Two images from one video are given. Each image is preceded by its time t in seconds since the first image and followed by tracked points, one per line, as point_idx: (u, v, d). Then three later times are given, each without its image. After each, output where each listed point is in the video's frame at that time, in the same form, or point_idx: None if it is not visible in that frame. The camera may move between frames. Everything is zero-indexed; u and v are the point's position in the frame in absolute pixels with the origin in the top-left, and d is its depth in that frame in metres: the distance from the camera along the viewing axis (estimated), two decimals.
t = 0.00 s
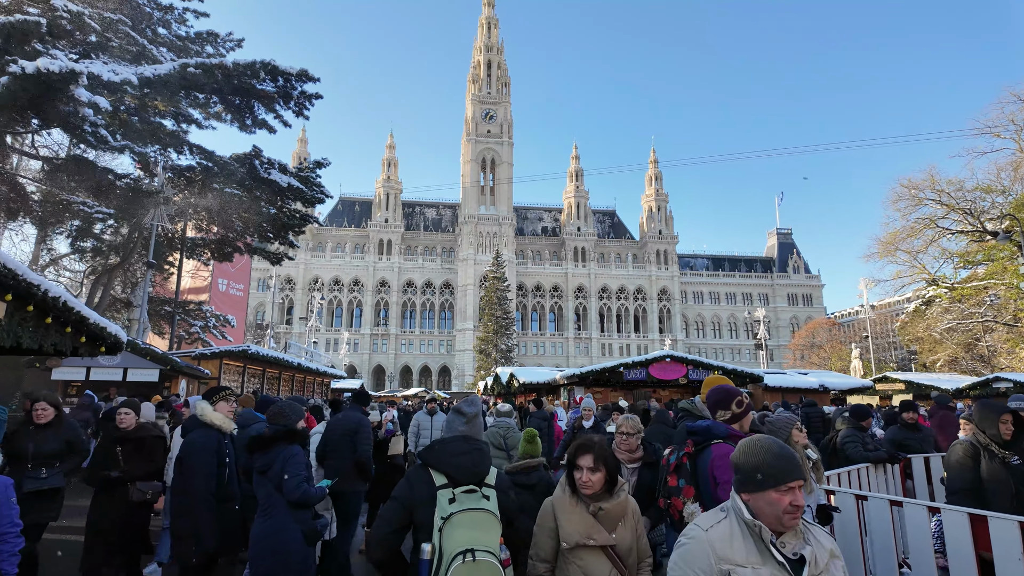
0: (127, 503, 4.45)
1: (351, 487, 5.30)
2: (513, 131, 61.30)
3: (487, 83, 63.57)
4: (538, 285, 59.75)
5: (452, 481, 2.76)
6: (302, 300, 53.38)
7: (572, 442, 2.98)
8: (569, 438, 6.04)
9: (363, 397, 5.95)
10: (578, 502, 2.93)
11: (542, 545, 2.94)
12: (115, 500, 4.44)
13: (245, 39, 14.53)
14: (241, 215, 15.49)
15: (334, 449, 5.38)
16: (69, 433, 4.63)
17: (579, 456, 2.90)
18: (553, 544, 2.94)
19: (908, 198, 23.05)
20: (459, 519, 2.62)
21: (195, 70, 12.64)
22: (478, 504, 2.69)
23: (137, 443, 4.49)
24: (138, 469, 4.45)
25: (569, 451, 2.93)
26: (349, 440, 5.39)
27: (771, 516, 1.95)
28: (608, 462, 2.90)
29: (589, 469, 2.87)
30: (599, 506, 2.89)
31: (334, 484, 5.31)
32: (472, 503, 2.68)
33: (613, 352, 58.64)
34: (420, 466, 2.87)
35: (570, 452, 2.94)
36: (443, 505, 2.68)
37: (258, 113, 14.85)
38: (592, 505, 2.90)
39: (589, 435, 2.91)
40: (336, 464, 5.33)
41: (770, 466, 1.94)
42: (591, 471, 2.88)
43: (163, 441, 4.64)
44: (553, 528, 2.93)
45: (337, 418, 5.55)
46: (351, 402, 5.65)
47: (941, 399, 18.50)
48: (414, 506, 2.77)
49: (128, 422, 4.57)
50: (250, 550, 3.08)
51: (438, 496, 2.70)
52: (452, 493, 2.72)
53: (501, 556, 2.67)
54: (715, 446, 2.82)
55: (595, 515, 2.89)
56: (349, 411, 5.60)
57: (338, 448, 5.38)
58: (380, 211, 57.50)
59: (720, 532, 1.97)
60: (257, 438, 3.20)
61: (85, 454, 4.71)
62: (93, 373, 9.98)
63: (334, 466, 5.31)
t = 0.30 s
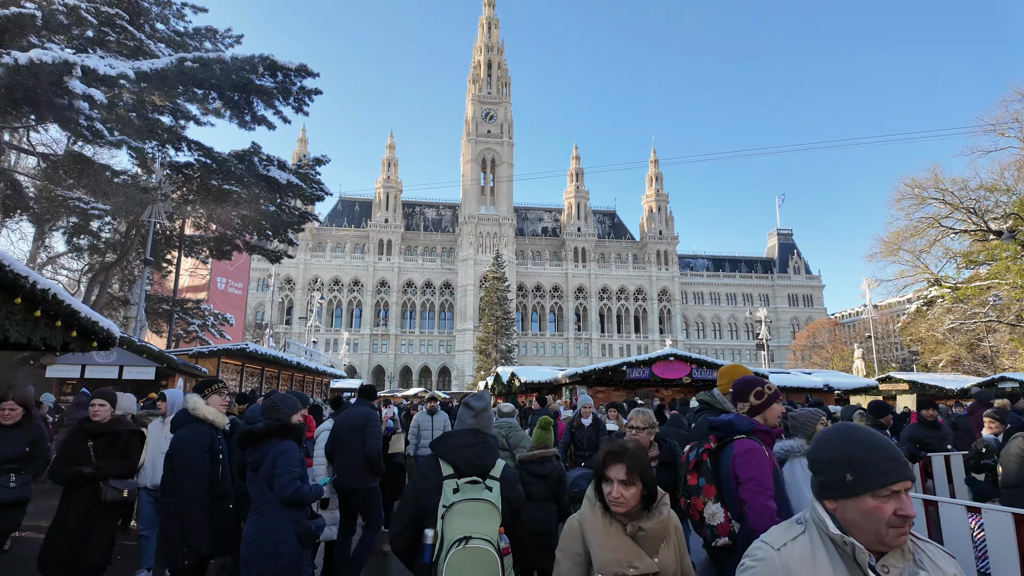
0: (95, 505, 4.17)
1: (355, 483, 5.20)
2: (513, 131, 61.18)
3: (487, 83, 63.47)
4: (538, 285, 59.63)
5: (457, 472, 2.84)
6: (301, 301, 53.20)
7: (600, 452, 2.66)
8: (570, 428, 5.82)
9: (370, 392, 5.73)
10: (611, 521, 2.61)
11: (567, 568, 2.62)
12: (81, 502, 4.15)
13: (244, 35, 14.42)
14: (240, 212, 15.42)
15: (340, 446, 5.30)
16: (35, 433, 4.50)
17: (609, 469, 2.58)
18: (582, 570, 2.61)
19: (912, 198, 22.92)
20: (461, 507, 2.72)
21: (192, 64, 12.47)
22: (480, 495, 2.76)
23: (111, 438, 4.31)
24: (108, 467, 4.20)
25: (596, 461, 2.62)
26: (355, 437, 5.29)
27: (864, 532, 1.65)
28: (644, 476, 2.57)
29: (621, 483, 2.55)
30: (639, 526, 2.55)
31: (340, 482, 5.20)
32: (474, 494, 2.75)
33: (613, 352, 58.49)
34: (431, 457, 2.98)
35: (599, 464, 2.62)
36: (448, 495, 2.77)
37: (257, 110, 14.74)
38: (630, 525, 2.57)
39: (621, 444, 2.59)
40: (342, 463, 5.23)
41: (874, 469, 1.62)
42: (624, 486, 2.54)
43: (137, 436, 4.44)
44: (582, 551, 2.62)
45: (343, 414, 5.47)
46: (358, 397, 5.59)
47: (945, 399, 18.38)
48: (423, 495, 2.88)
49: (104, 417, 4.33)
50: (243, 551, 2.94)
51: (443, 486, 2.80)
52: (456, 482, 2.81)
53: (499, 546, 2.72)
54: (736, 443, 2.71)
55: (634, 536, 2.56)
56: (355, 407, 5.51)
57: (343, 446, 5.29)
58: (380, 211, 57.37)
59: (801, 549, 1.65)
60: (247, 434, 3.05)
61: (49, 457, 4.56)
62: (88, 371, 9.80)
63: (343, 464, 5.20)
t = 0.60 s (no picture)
0: (72, 520, 3.82)
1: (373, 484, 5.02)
2: (514, 130, 61.04)
3: (488, 83, 63.28)
4: (539, 285, 59.45)
5: (481, 466, 2.99)
6: (302, 300, 53.01)
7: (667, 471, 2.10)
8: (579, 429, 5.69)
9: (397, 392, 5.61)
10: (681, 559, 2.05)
11: None
12: (56, 515, 3.79)
13: (244, 30, 14.27)
14: (240, 210, 15.32)
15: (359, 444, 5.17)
16: None
17: (684, 493, 2.02)
18: None
19: (917, 196, 22.74)
20: (485, 499, 2.86)
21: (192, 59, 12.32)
22: (504, 487, 2.91)
23: (90, 447, 3.90)
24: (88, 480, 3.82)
25: (665, 484, 2.06)
26: (377, 435, 5.17)
27: None
28: (728, 502, 2.04)
29: (699, 510, 2.01)
30: (714, 558, 2.00)
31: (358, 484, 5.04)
32: (498, 486, 2.90)
33: (614, 353, 58.25)
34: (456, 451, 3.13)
35: (670, 487, 2.05)
36: (472, 487, 2.91)
37: (258, 106, 14.62)
38: (703, 555, 2.02)
39: (700, 460, 2.05)
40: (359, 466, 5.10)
41: None
42: (702, 515, 2.02)
43: (120, 444, 4.02)
44: None
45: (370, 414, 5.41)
46: (383, 398, 5.54)
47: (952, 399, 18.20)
48: (448, 488, 3.04)
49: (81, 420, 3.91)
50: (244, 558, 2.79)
51: (469, 478, 2.95)
52: (483, 476, 2.95)
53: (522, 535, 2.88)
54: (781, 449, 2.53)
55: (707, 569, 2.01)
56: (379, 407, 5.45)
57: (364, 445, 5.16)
58: (381, 210, 57.25)
59: None
60: (245, 436, 2.89)
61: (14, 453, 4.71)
62: (86, 370, 9.61)
63: (361, 464, 5.07)
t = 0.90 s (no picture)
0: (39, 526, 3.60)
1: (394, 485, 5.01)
2: (514, 130, 60.90)
3: (488, 82, 63.11)
4: (539, 285, 59.30)
5: (488, 459, 3.10)
6: (301, 300, 52.84)
7: (765, 481, 1.87)
8: (586, 428, 5.53)
9: (415, 388, 5.47)
10: None
11: None
12: (19, 523, 3.57)
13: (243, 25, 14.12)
14: (239, 206, 15.21)
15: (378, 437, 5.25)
16: None
17: (785, 516, 1.78)
18: None
19: (920, 194, 22.59)
20: (489, 490, 2.93)
21: (190, 54, 12.16)
22: (508, 479, 2.97)
23: (56, 444, 3.69)
24: (58, 480, 3.62)
25: (760, 504, 1.83)
26: (398, 436, 5.18)
27: None
28: (838, 528, 1.79)
29: (802, 537, 1.78)
30: None
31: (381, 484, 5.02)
32: (502, 477, 2.98)
33: (615, 352, 58.12)
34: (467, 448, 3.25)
35: (767, 507, 1.82)
36: (479, 479, 3.01)
37: (257, 102, 14.51)
38: None
39: (805, 478, 1.78)
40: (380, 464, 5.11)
41: None
42: (809, 547, 1.78)
43: (91, 439, 3.85)
44: None
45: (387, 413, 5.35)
46: (404, 396, 5.45)
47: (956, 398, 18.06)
48: (461, 480, 3.16)
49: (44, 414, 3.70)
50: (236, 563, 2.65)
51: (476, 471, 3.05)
52: (488, 469, 3.04)
53: (525, 523, 2.92)
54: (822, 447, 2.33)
55: None
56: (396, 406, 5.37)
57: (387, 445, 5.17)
58: (381, 210, 57.08)
59: None
60: (237, 434, 2.74)
61: None
62: (82, 368, 9.44)
63: (384, 462, 5.09)
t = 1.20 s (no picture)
0: None
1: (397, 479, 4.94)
2: (513, 128, 60.69)
3: (487, 80, 62.87)
4: (538, 283, 59.13)
5: (499, 449, 3.21)
6: (300, 299, 52.63)
7: (938, 466, 1.23)
8: (590, 424, 5.37)
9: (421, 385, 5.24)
10: None
11: None
12: None
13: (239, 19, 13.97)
14: (235, 203, 15.00)
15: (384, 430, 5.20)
16: None
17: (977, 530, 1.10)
18: None
19: (922, 191, 22.44)
20: (492, 478, 3.04)
21: (184, 47, 12.02)
22: (510, 467, 3.06)
23: None
24: None
25: (938, 511, 1.14)
26: (408, 435, 5.08)
27: None
28: None
29: (1008, 564, 1.08)
30: None
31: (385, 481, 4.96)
32: (506, 466, 3.07)
33: (614, 351, 58.00)
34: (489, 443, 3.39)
35: (946, 513, 1.15)
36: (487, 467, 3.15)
37: (253, 98, 14.32)
38: None
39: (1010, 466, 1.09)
40: (389, 463, 5.01)
41: None
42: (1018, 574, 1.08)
43: (34, 446, 3.30)
44: None
45: (397, 411, 5.22)
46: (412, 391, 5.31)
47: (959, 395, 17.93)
48: (476, 466, 3.43)
49: None
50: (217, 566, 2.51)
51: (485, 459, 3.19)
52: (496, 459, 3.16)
53: (524, 510, 2.95)
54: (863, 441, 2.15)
55: None
56: (402, 404, 5.26)
57: (395, 443, 5.07)
58: (379, 209, 56.91)
59: None
60: (221, 429, 2.58)
61: None
62: (74, 366, 9.27)
63: (393, 463, 4.98)
